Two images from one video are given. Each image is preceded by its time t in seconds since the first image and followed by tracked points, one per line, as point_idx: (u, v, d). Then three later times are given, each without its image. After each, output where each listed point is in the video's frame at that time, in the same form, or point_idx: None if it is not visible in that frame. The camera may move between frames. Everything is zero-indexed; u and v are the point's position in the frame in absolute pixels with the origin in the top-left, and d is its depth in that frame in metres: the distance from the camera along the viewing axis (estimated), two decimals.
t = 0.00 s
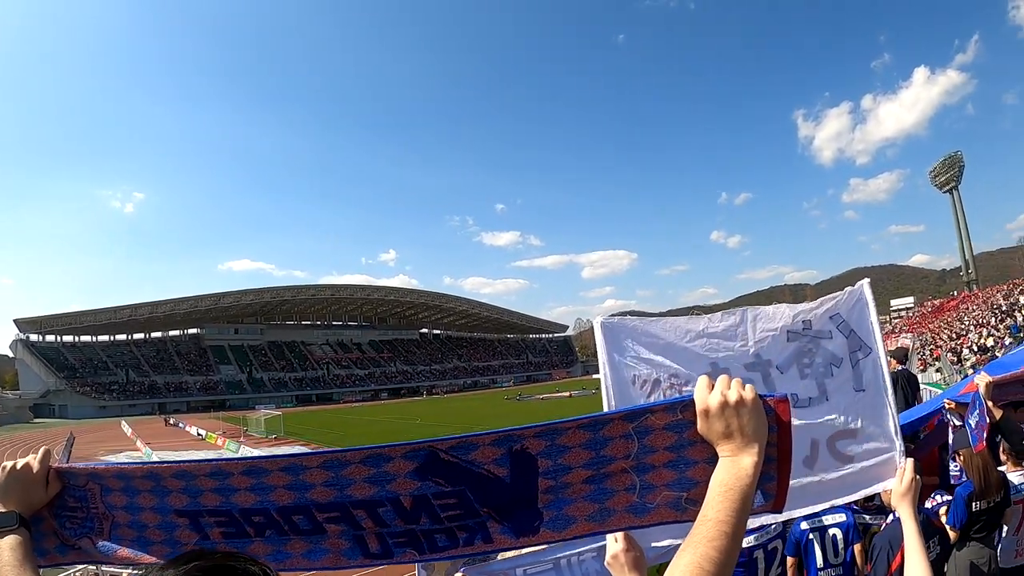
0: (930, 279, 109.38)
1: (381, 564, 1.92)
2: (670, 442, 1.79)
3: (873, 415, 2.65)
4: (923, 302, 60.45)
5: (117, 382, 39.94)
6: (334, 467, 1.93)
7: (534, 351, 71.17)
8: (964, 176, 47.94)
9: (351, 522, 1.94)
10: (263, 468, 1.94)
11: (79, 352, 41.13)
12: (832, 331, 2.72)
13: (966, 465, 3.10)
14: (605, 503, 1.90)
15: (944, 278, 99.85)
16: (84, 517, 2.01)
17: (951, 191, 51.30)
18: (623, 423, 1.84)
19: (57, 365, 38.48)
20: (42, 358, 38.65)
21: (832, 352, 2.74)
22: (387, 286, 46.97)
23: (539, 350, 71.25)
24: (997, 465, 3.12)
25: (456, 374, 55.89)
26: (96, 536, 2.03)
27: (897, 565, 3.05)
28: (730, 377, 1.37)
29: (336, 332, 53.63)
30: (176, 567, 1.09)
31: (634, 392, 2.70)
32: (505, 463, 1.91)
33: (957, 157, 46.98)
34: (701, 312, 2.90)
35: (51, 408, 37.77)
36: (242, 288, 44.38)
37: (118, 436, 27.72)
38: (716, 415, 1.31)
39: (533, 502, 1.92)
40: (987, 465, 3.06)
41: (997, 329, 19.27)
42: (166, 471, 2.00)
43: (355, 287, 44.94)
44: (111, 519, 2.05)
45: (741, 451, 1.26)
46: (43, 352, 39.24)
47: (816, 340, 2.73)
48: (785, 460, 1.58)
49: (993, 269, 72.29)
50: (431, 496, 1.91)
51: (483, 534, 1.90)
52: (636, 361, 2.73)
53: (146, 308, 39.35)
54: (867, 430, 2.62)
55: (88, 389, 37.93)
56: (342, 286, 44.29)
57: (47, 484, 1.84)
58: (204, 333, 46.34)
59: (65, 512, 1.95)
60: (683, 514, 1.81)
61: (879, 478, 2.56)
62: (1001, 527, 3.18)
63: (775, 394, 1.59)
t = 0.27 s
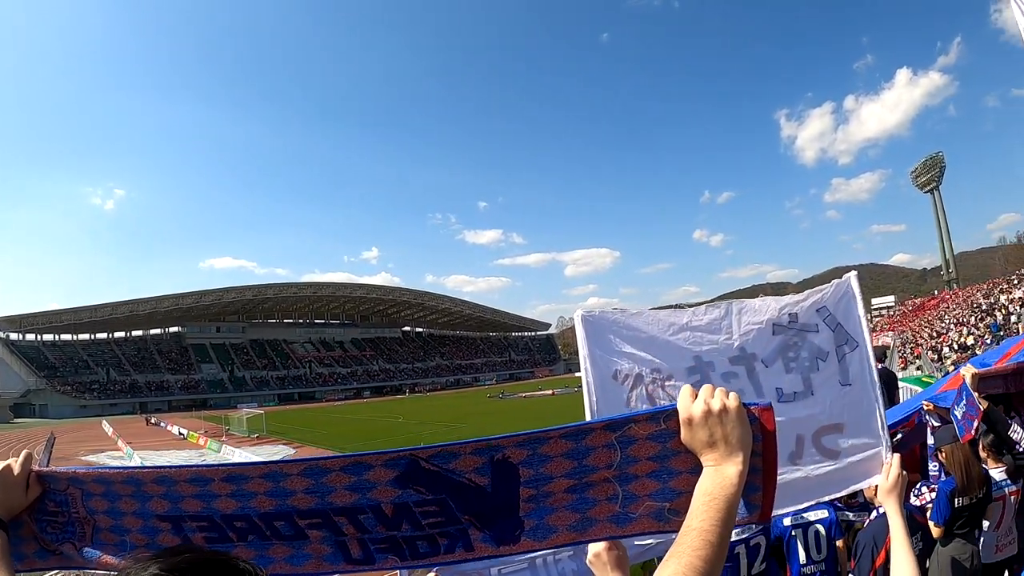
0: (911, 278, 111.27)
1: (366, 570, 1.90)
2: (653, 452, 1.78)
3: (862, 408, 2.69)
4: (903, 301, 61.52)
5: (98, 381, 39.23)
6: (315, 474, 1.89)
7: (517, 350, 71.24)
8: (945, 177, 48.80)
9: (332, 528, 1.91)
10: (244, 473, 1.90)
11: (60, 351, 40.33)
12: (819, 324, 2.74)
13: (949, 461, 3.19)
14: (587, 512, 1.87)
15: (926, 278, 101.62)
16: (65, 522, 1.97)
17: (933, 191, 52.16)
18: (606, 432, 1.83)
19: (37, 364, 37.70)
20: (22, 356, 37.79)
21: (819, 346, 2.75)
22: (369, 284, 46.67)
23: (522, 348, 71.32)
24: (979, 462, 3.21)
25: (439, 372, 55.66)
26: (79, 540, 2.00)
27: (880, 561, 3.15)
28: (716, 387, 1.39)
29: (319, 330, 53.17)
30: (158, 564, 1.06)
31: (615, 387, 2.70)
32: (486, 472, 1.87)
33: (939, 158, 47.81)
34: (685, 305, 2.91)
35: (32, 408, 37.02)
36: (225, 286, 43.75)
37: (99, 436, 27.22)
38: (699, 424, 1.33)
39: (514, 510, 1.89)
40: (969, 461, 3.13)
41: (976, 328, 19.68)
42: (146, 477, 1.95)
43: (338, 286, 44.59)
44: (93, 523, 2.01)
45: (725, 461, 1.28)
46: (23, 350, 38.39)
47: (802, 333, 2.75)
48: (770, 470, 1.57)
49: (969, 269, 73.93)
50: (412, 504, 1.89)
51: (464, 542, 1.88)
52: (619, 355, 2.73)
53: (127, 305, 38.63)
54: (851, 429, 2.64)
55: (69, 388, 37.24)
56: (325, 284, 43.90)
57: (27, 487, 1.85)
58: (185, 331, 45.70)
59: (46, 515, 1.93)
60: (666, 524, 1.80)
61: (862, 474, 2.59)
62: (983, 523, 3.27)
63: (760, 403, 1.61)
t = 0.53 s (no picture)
0: (895, 281, 113.00)
1: None
2: (650, 460, 1.78)
3: (844, 415, 2.65)
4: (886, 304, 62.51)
5: (81, 379, 38.51)
6: (298, 478, 1.86)
7: (501, 350, 71.29)
8: (928, 182, 49.65)
9: (314, 536, 1.87)
10: (224, 476, 1.87)
11: (41, 348, 39.48)
12: (803, 330, 2.75)
13: (935, 464, 3.26)
14: (582, 523, 1.85)
15: (910, 282, 103.30)
16: (38, 520, 1.96)
17: (918, 196, 53.04)
18: (602, 440, 1.83)
19: (19, 361, 36.89)
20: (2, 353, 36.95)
21: (803, 352, 2.77)
22: (354, 284, 46.38)
23: (506, 349, 71.36)
24: (964, 465, 3.29)
25: (424, 373, 55.42)
26: (49, 541, 1.96)
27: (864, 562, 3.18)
28: (717, 396, 1.40)
29: (303, 329, 52.72)
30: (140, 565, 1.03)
31: (598, 390, 2.75)
32: (478, 479, 1.86)
33: (924, 163, 48.62)
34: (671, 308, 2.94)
35: (12, 406, 36.23)
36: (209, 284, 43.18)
37: (79, 434, 26.67)
38: (699, 433, 1.34)
39: (507, 519, 1.86)
40: (953, 463, 3.23)
41: (959, 331, 20.06)
42: (125, 476, 1.93)
43: (323, 285, 44.26)
44: (65, 523, 1.96)
45: (726, 471, 1.28)
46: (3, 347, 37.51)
47: (787, 338, 2.76)
48: (769, 482, 1.59)
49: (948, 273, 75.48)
50: (400, 512, 1.85)
51: (452, 554, 1.83)
52: (601, 359, 2.78)
53: (111, 303, 37.94)
54: (837, 432, 2.62)
55: (51, 386, 36.51)
56: (310, 283, 43.54)
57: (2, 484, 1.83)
58: (169, 329, 45.09)
59: (19, 513, 1.93)
60: (663, 536, 1.78)
61: (850, 481, 2.57)
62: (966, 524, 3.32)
63: (761, 413, 1.61)
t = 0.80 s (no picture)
0: (882, 280, 114.40)
1: None
2: (644, 449, 1.76)
3: (829, 413, 2.72)
4: (874, 303, 63.29)
5: (68, 377, 38.01)
6: (270, 470, 1.81)
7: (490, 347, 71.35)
8: (916, 182, 50.24)
9: (290, 530, 1.83)
10: (191, 469, 1.80)
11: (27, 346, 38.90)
12: (789, 329, 2.78)
13: (926, 463, 3.30)
14: (571, 514, 1.85)
15: (897, 281, 104.63)
16: (6, 518, 1.99)
17: (906, 196, 53.67)
18: (593, 428, 1.80)
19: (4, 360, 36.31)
20: None
21: (789, 350, 2.79)
22: (343, 281, 46.08)
23: (494, 346, 71.44)
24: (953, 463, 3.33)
25: (412, 370, 55.18)
26: (20, 539, 2.00)
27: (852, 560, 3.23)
28: (715, 382, 1.38)
29: (291, 326, 52.31)
30: None
31: (587, 385, 2.72)
32: (461, 470, 1.83)
33: (912, 163, 49.23)
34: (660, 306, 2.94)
35: None
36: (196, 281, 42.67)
37: (65, 433, 26.27)
38: (696, 420, 1.33)
39: (491, 509, 1.85)
40: (942, 462, 3.27)
41: (946, 329, 20.33)
42: (87, 472, 1.86)
43: (311, 281, 43.92)
44: (34, 520, 1.98)
45: (724, 462, 1.27)
46: None
47: (773, 337, 2.78)
48: (769, 471, 1.58)
49: (933, 272, 76.47)
50: (378, 504, 1.82)
51: (436, 546, 1.82)
52: (590, 354, 2.75)
53: (97, 300, 37.37)
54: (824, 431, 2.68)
55: (38, 384, 36.02)
56: (298, 280, 43.18)
57: None
58: (156, 327, 44.57)
59: None
60: (655, 527, 1.79)
61: (832, 478, 2.61)
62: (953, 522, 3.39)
63: (762, 400, 1.62)
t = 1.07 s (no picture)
0: (870, 278, 115.72)
1: None
2: (640, 450, 1.77)
3: (825, 414, 2.71)
4: (862, 301, 64.10)
5: (58, 377, 37.51)
6: (249, 475, 1.74)
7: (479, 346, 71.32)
8: (905, 181, 50.88)
9: (269, 542, 1.77)
10: (167, 473, 1.75)
11: (16, 346, 38.37)
12: (785, 329, 2.79)
13: (917, 461, 3.35)
14: (566, 521, 1.83)
15: (885, 279, 105.96)
16: None
17: (895, 195, 54.31)
18: (587, 430, 1.81)
19: None
20: None
21: (786, 351, 2.80)
22: (333, 280, 45.83)
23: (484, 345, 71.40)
24: (946, 460, 3.37)
25: (403, 369, 54.97)
26: None
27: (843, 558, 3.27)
28: (712, 381, 1.39)
29: (282, 326, 51.96)
30: None
31: (584, 387, 2.75)
32: (450, 474, 1.80)
33: (901, 163, 49.85)
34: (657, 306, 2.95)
35: None
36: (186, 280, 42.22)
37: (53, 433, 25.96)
38: (694, 420, 1.34)
39: (483, 517, 1.82)
40: (935, 459, 3.32)
41: (935, 327, 20.59)
42: (61, 475, 1.83)
43: (302, 281, 43.62)
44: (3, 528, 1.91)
45: (722, 463, 1.28)
46: None
47: (770, 337, 2.79)
48: (768, 467, 1.53)
49: (921, 270, 77.43)
50: (362, 512, 1.76)
51: (423, 558, 1.78)
52: (585, 355, 2.77)
53: (87, 300, 36.90)
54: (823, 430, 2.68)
55: (28, 385, 35.53)
56: (288, 280, 42.88)
57: None
58: (145, 326, 44.10)
59: None
60: (654, 532, 1.79)
61: (828, 481, 2.59)
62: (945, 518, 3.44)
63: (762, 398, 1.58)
